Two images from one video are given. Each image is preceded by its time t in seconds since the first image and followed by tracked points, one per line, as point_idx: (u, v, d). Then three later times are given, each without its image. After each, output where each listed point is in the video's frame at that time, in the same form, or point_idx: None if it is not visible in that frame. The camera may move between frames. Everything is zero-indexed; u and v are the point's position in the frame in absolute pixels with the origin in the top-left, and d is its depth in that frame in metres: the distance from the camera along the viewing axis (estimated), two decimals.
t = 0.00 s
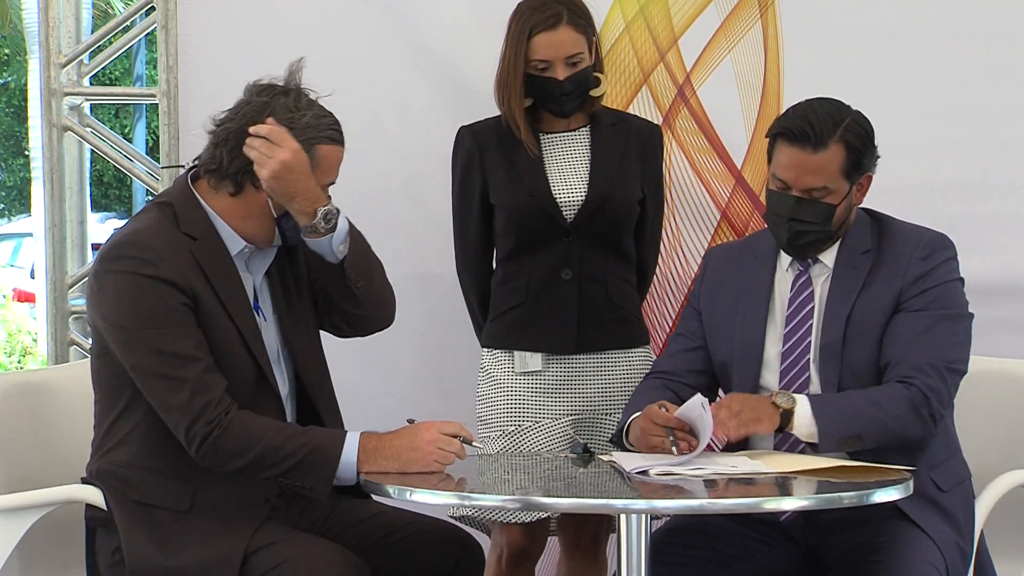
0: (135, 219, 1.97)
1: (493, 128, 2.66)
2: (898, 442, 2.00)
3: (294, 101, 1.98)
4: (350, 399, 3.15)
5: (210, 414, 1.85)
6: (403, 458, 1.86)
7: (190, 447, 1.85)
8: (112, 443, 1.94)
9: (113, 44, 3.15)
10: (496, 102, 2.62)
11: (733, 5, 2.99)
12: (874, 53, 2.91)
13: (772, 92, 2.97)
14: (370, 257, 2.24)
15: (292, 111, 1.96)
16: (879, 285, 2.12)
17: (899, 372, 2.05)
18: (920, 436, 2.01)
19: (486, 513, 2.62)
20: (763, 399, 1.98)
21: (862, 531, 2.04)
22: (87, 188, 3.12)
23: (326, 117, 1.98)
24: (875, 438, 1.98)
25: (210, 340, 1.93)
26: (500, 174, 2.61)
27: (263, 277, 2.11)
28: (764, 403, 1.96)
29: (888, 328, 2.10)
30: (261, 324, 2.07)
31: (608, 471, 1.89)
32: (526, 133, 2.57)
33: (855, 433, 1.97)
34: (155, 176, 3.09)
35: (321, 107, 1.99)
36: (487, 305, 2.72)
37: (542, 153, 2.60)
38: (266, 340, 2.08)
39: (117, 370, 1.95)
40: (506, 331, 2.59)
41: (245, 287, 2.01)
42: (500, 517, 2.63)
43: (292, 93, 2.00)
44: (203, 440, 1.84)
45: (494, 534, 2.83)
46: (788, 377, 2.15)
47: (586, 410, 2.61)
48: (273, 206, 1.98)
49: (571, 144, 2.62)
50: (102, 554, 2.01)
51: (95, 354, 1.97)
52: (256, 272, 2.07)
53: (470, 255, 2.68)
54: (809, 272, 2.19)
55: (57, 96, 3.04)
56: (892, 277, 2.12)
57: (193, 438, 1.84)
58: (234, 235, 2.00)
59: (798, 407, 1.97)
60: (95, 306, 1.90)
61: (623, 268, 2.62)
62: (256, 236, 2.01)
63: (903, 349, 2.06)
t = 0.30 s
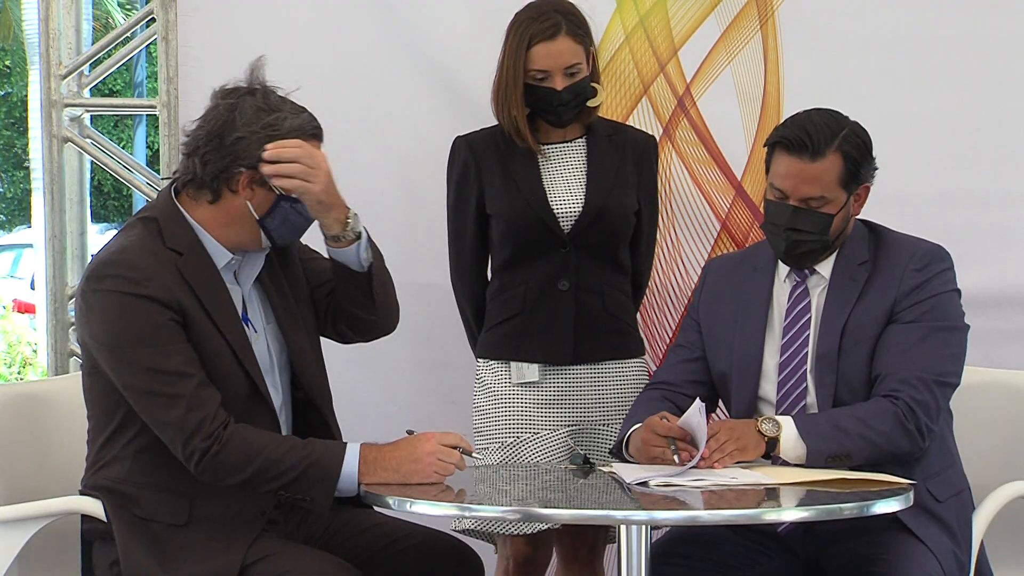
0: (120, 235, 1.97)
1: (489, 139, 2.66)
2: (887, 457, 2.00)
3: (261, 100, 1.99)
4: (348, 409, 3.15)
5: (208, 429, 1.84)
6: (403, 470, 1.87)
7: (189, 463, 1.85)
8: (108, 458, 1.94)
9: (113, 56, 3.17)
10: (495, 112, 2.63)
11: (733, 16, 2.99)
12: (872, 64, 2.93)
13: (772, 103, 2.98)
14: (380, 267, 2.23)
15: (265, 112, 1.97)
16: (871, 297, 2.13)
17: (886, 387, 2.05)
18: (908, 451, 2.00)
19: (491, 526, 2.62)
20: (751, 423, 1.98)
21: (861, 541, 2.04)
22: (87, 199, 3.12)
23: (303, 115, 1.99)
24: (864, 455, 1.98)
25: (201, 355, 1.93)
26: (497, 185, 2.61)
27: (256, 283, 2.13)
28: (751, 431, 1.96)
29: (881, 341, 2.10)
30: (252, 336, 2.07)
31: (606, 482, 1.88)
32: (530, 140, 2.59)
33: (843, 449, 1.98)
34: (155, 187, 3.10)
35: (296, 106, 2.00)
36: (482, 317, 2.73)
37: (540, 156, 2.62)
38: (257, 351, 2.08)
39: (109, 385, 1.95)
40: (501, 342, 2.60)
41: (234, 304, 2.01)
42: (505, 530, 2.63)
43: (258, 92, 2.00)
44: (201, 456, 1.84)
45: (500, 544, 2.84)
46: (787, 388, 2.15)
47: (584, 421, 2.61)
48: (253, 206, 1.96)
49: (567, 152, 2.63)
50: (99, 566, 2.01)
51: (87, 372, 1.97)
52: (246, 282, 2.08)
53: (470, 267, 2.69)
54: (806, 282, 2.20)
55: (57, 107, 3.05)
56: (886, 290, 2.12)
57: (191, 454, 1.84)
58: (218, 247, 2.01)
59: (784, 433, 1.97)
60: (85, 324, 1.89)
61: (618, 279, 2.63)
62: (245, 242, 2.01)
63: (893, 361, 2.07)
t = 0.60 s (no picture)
0: (113, 251, 1.96)
1: (485, 143, 2.67)
2: (891, 466, 2.00)
3: (210, 103, 2.01)
4: (347, 419, 3.15)
5: (206, 447, 1.84)
6: (402, 479, 1.87)
7: (188, 481, 1.85)
8: (105, 473, 1.94)
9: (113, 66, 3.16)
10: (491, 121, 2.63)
11: (733, 26, 2.99)
12: (871, 74, 2.93)
13: (772, 113, 2.99)
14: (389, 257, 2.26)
15: (215, 113, 1.99)
16: (871, 306, 2.13)
17: (891, 397, 2.05)
18: (913, 460, 2.01)
19: (477, 535, 2.63)
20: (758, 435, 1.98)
21: (861, 551, 2.04)
22: (87, 209, 3.12)
23: (258, 110, 2.00)
24: (870, 465, 1.98)
25: (199, 372, 1.93)
26: (494, 193, 2.61)
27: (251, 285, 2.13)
28: (756, 443, 1.96)
29: (883, 350, 2.10)
30: (250, 353, 2.07)
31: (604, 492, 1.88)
32: (516, 147, 2.59)
33: (850, 460, 1.98)
34: (155, 197, 3.10)
35: (253, 102, 2.02)
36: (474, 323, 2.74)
37: (535, 168, 2.61)
38: (255, 366, 2.08)
39: (105, 402, 1.94)
40: (493, 347, 2.60)
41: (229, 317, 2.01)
42: (494, 538, 2.63)
43: (208, 95, 2.02)
44: (200, 475, 1.84)
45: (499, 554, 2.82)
46: (787, 399, 2.15)
47: (577, 428, 2.61)
48: (225, 209, 1.99)
49: (563, 161, 2.62)
50: None
51: (83, 388, 1.96)
52: (242, 295, 2.10)
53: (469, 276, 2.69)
54: (806, 292, 2.20)
55: (58, 117, 3.04)
56: (886, 300, 2.13)
57: (190, 473, 1.84)
58: (212, 261, 2.04)
59: (791, 445, 1.96)
60: (81, 343, 1.89)
61: (613, 287, 2.63)
62: (234, 247, 2.03)
63: (894, 371, 2.07)
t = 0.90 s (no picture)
0: (116, 256, 1.96)
1: (482, 151, 2.67)
2: (913, 478, 1.99)
3: (207, 112, 2.02)
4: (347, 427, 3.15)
5: (205, 453, 1.84)
6: (402, 486, 1.86)
7: (189, 487, 1.85)
8: (106, 476, 1.93)
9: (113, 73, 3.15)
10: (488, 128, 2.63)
11: (733, 32, 3.00)
12: (869, 80, 2.94)
13: (772, 120, 2.99)
14: (371, 238, 2.30)
15: (209, 122, 2.01)
16: (877, 314, 2.13)
17: (907, 409, 2.04)
18: (931, 473, 2.00)
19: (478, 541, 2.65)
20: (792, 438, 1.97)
21: (862, 558, 2.03)
22: (86, 216, 3.12)
23: (252, 120, 2.00)
24: (895, 476, 1.98)
25: (201, 378, 1.93)
26: (492, 200, 2.61)
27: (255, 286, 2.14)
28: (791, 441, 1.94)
29: (888, 361, 2.10)
30: (252, 357, 2.07)
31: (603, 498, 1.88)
32: (513, 156, 2.59)
33: (878, 472, 1.96)
34: (155, 204, 3.09)
35: (249, 112, 2.02)
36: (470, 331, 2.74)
37: (531, 177, 2.61)
38: (257, 371, 2.07)
39: (105, 407, 1.94)
40: (489, 353, 2.60)
41: (231, 321, 2.01)
42: (496, 545, 2.65)
43: (207, 104, 2.04)
44: (200, 480, 1.84)
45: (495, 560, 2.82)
46: (787, 406, 2.15)
47: (575, 434, 2.62)
48: (218, 218, 1.99)
49: (560, 168, 2.63)
50: None
51: (84, 393, 1.96)
52: (245, 301, 2.09)
53: (468, 282, 2.69)
54: (803, 300, 2.21)
55: (57, 124, 3.04)
56: (886, 307, 2.13)
57: (189, 478, 1.84)
58: (217, 268, 2.04)
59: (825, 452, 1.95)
60: (82, 348, 1.89)
61: (610, 293, 2.63)
62: (232, 257, 2.03)
63: (906, 384, 2.06)
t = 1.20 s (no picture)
0: (122, 257, 1.96)
1: (479, 155, 2.67)
2: (902, 479, 1.99)
3: (215, 120, 2.02)
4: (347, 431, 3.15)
5: (206, 454, 1.84)
6: (402, 491, 1.86)
7: (190, 489, 1.84)
8: (109, 477, 1.92)
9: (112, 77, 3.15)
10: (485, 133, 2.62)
11: (733, 36, 3.00)
12: (868, 84, 2.94)
13: (771, 124, 2.99)
14: (359, 248, 2.29)
15: (216, 131, 2.00)
16: (875, 320, 2.13)
17: (898, 410, 2.04)
18: (921, 473, 2.00)
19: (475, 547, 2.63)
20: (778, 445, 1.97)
21: (861, 563, 2.03)
22: (86, 221, 3.11)
23: (258, 131, 1.99)
24: (884, 477, 1.98)
25: (204, 381, 1.93)
26: (490, 205, 2.60)
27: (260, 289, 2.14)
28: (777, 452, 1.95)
29: (885, 365, 2.10)
30: (257, 360, 2.06)
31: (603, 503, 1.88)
32: (511, 160, 2.58)
33: (866, 472, 1.96)
34: (155, 209, 3.09)
35: (255, 122, 2.01)
36: (467, 336, 2.74)
37: (527, 178, 2.61)
38: (262, 374, 2.07)
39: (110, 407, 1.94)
40: (486, 359, 2.59)
41: (235, 323, 2.01)
42: (494, 550, 2.63)
43: (215, 112, 2.04)
44: (201, 481, 1.83)
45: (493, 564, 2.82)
46: (787, 412, 2.15)
47: (574, 439, 2.61)
48: (222, 227, 1.99)
49: (555, 171, 2.63)
50: None
51: (87, 393, 1.95)
52: (250, 305, 2.10)
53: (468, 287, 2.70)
54: (804, 305, 2.20)
55: (57, 128, 3.04)
56: (888, 313, 2.13)
57: (190, 479, 1.83)
58: (223, 273, 2.04)
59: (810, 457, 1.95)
60: (87, 347, 1.89)
61: (607, 298, 2.63)
62: (235, 265, 2.03)
63: (900, 385, 2.06)
